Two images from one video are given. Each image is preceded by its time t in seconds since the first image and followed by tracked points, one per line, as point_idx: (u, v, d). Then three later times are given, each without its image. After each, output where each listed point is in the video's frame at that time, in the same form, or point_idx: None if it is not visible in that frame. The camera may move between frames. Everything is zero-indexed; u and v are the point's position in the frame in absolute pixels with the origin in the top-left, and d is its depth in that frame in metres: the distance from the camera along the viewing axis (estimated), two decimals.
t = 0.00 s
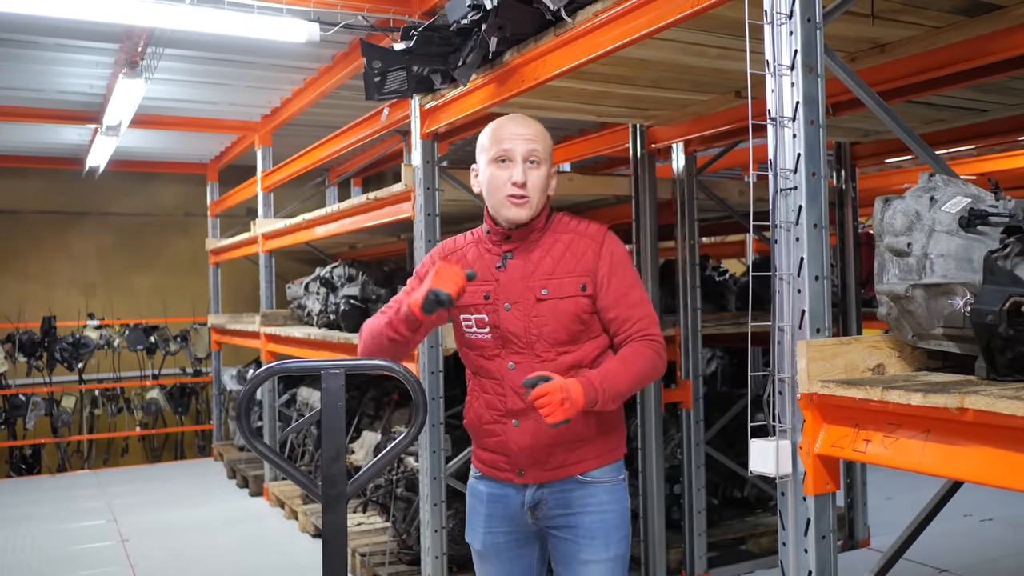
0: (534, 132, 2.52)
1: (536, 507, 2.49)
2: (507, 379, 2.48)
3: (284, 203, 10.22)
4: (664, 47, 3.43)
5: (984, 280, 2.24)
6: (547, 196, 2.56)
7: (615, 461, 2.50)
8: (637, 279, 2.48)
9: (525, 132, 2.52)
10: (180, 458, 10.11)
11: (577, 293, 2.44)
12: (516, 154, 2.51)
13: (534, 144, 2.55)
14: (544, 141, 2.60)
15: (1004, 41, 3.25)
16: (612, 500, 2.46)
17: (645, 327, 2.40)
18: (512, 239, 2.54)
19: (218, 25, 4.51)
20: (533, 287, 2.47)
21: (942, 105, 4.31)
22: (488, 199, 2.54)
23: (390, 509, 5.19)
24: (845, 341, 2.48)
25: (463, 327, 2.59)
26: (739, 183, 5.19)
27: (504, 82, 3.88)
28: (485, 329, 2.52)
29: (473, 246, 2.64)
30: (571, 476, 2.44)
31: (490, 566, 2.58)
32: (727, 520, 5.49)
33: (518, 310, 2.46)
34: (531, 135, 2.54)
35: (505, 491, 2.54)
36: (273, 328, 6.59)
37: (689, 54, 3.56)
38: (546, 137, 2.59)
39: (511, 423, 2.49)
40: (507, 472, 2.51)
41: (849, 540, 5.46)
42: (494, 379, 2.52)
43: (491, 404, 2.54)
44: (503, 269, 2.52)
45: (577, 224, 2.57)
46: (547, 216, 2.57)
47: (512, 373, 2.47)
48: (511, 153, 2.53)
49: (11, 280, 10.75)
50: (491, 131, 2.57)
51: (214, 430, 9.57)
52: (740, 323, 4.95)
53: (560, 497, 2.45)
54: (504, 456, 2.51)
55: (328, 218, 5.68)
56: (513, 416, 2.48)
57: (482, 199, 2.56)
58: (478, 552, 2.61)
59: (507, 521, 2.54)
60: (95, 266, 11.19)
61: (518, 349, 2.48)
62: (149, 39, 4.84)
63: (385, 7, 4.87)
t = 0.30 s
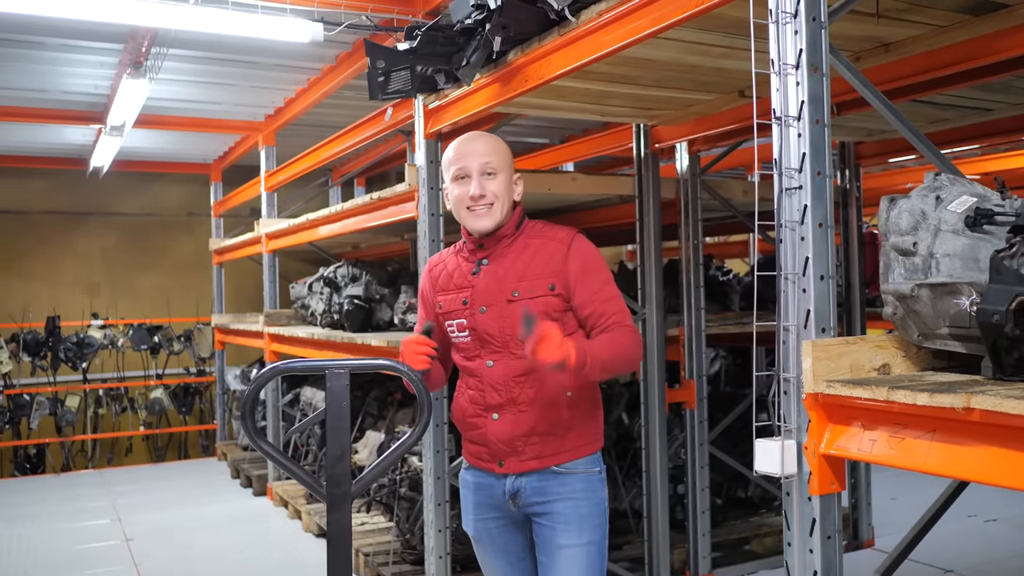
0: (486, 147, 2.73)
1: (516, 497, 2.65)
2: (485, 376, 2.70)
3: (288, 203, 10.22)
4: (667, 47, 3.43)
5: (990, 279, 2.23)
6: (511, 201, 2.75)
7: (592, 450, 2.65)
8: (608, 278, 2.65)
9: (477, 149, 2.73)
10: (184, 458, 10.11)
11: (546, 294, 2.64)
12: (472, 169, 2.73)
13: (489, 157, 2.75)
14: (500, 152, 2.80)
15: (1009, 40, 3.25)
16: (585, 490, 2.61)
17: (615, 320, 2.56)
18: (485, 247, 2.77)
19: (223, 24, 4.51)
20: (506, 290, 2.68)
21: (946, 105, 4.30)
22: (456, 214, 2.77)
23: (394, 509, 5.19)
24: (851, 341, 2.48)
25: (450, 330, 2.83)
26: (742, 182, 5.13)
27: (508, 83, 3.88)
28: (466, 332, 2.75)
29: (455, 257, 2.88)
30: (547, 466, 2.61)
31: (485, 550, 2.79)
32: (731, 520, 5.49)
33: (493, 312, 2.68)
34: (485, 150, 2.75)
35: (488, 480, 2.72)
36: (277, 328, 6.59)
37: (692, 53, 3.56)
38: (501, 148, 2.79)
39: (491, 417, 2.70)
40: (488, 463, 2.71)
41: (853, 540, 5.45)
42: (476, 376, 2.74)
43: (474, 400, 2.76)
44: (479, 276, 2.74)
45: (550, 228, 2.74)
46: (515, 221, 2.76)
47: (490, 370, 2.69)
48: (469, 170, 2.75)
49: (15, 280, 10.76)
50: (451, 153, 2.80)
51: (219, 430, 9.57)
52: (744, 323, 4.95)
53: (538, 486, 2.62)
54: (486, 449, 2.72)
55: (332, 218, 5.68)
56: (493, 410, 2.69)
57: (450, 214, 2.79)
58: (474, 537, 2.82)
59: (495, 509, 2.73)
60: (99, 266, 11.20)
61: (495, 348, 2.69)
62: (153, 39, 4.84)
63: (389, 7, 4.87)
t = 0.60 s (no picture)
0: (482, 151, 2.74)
1: (507, 484, 2.70)
2: (474, 369, 2.72)
3: (294, 203, 10.24)
4: (675, 46, 3.43)
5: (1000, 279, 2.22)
6: (504, 203, 2.80)
7: (577, 439, 2.61)
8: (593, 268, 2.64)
9: (474, 152, 2.75)
10: (190, 458, 10.12)
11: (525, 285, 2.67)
12: (468, 172, 2.76)
13: (484, 160, 2.77)
14: (496, 153, 2.82)
15: (1019, 39, 3.24)
16: (562, 478, 2.57)
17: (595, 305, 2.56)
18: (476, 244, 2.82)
19: (230, 25, 4.51)
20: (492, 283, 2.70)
21: (955, 104, 4.29)
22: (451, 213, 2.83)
23: (401, 509, 5.19)
24: (860, 342, 2.47)
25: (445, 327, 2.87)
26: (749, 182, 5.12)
27: (515, 82, 3.88)
28: (459, 329, 2.78)
29: (449, 257, 2.93)
30: (533, 456, 2.61)
31: (487, 542, 2.83)
32: (738, 521, 5.47)
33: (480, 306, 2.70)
34: (481, 153, 2.77)
35: (485, 470, 2.78)
36: (284, 328, 6.60)
37: (700, 53, 3.55)
38: (497, 150, 2.81)
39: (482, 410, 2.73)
40: (483, 454, 2.74)
41: (861, 541, 5.44)
42: (468, 371, 2.77)
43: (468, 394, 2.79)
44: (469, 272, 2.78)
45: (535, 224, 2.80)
46: (509, 223, 2.80)
47: (480, 363, 2.71)
48: (464, 171, 2.78)
49: (21, 280, 10.78)
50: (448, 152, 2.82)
51: (225, 430, 9.58)
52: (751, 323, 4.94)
53: (523, 474, 2.63)
54: (480, 442, 2.75)
55: (339, 218, 5.68)
56: (484, 403, 2.71)
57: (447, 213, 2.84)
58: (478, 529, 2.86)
59: (492, 500, 2.79)
60: (104, 266, 11.21)
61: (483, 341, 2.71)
62: (161, 39, 4.84)
63: (396, 7, 4.87)
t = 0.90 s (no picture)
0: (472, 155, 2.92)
1: (485, 482, 2.91)
2: (460, 370, 2.93)
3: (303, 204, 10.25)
4: (685, 46, 3.42)
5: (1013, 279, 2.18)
6: (494, 205, 2.94)
7: (547, 446, 2.73)
8: (572, 273, 2.73)
9: (465, 155, 2.93)
10: (199, 458, 10.14)
11: (501, 290, 2.82)
12: (458, 175, 2.93)
13: (475, 163, 2.94)
14: (490, 158, 2.99)
15: None
16: (525, 483, 2.71)
17: (567, 311, 2.66)
18: (469, 245, 2.98)
19: (240, 25, 4.52)
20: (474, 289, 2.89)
21: (966, 103, 4.27)
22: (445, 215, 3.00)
23: (409, 508, 5.19)
24: (872, 342, 2.46)
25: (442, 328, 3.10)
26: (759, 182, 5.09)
27: (524, 82, 3.88)
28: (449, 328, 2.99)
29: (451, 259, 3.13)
30: (503, 457, 2.78)
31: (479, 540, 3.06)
32: (747, 521, 5.45)
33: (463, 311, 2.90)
34: (471, 157, 2.95)
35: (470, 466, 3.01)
36: (293, 328, 6.61)
37: (709, 52, 3.54)
38: (490, 155, 2.98)
39: (468, 409, 2.94)
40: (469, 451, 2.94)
41: (871, 542, 5.41)
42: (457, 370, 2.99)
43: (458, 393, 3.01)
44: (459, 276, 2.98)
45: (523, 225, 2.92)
46: (499, 223, 2.93)
47: (464, 363, 2.91)
48: (456, 175, 2.96)
49: (32, 280, 10.83)
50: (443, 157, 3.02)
51: (234, 429, 9.59)
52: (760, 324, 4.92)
53: (495, 473, 2.83)
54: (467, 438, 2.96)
55: (348, 218, 5.69)
56: (468, 403, 2.93)
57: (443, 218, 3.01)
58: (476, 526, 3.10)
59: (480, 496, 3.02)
60: (114, 266, 11.25)
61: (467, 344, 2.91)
62: (171, 40, 4.86)
63: (405, 7, 4.88)
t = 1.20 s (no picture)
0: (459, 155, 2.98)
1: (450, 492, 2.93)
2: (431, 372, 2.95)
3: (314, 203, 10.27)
4: (697, 44, 3.41)
5: None
6: (477, 206, 2.98)
7: (501, 459, 2.72)
8: (543, 283, 2.70)
9: (453, 154, 3.00)
10: (211, 457, 10.17)
11: (467, 296, 2.82)
12: (444, 174, 3.00)
13: (461, 164, 3.01)
14: (478, 160, 3.05)
15: None
16: (479, 500, 2.71)
17: (534, 320, 2.63)
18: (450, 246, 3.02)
19: (253, 25, 4.53)
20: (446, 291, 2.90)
21: (980, 101, 4.25)
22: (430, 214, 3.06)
23: (421, 508, 5.18)
24: (886, 341, 2.45)
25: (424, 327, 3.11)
26: (770, 180, 5.07)
27: (536, 81, 3.88)
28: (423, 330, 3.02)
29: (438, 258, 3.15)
30: (460, 468, 2.79)
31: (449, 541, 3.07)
32: (759, 522, 5.43)
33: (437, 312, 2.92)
34: (459, 158, 3.02)
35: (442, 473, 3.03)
36: (304, 328, 6.62)
37: (723, 50, 3.53)
38: (478, 157, 3.04)
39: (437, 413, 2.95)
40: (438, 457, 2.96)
41: (884, 543, 5.39)
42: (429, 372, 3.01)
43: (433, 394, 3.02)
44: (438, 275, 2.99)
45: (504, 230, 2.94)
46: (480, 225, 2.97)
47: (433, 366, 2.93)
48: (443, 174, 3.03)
49: (45, 280, 10.89)
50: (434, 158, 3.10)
51: (246, 429, 9.62)
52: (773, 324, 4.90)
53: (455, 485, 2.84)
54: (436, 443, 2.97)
55: (359, 218, 5.70)
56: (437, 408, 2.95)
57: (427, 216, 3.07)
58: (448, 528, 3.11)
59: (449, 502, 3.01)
60: (126, 266, 11.30)
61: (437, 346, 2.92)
62: (184, 40, 4.87)
63: (416, 7, 4.89)
